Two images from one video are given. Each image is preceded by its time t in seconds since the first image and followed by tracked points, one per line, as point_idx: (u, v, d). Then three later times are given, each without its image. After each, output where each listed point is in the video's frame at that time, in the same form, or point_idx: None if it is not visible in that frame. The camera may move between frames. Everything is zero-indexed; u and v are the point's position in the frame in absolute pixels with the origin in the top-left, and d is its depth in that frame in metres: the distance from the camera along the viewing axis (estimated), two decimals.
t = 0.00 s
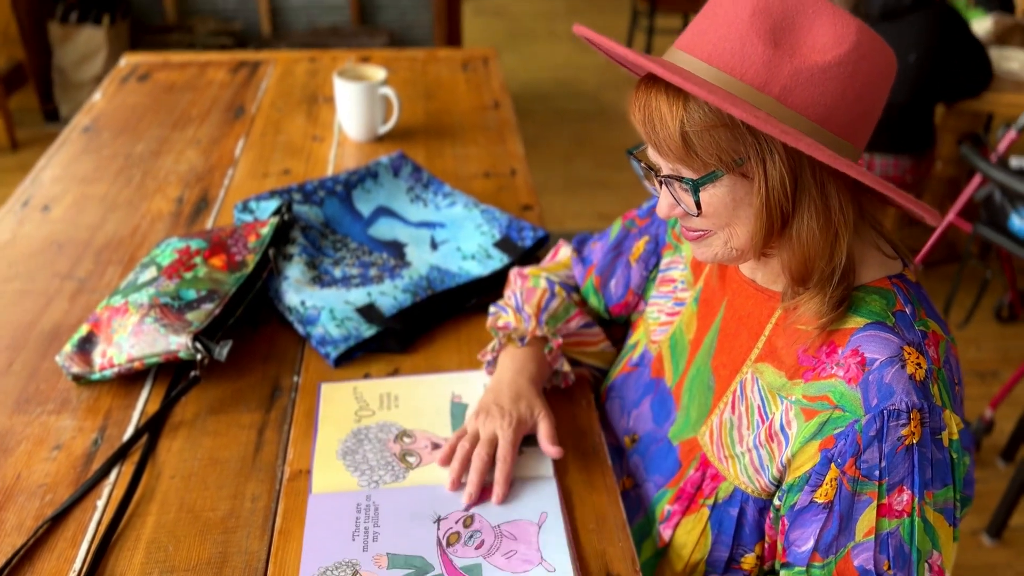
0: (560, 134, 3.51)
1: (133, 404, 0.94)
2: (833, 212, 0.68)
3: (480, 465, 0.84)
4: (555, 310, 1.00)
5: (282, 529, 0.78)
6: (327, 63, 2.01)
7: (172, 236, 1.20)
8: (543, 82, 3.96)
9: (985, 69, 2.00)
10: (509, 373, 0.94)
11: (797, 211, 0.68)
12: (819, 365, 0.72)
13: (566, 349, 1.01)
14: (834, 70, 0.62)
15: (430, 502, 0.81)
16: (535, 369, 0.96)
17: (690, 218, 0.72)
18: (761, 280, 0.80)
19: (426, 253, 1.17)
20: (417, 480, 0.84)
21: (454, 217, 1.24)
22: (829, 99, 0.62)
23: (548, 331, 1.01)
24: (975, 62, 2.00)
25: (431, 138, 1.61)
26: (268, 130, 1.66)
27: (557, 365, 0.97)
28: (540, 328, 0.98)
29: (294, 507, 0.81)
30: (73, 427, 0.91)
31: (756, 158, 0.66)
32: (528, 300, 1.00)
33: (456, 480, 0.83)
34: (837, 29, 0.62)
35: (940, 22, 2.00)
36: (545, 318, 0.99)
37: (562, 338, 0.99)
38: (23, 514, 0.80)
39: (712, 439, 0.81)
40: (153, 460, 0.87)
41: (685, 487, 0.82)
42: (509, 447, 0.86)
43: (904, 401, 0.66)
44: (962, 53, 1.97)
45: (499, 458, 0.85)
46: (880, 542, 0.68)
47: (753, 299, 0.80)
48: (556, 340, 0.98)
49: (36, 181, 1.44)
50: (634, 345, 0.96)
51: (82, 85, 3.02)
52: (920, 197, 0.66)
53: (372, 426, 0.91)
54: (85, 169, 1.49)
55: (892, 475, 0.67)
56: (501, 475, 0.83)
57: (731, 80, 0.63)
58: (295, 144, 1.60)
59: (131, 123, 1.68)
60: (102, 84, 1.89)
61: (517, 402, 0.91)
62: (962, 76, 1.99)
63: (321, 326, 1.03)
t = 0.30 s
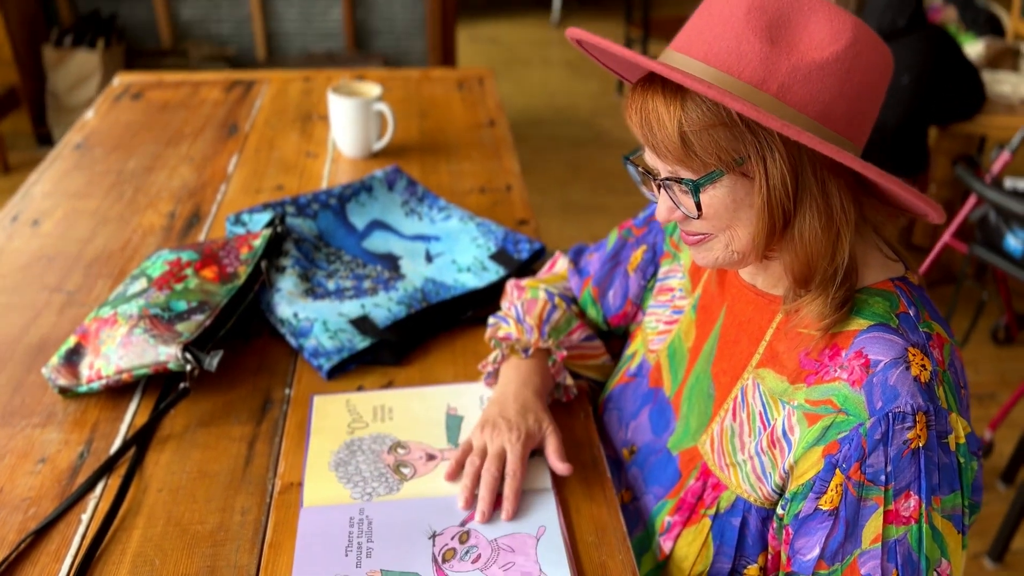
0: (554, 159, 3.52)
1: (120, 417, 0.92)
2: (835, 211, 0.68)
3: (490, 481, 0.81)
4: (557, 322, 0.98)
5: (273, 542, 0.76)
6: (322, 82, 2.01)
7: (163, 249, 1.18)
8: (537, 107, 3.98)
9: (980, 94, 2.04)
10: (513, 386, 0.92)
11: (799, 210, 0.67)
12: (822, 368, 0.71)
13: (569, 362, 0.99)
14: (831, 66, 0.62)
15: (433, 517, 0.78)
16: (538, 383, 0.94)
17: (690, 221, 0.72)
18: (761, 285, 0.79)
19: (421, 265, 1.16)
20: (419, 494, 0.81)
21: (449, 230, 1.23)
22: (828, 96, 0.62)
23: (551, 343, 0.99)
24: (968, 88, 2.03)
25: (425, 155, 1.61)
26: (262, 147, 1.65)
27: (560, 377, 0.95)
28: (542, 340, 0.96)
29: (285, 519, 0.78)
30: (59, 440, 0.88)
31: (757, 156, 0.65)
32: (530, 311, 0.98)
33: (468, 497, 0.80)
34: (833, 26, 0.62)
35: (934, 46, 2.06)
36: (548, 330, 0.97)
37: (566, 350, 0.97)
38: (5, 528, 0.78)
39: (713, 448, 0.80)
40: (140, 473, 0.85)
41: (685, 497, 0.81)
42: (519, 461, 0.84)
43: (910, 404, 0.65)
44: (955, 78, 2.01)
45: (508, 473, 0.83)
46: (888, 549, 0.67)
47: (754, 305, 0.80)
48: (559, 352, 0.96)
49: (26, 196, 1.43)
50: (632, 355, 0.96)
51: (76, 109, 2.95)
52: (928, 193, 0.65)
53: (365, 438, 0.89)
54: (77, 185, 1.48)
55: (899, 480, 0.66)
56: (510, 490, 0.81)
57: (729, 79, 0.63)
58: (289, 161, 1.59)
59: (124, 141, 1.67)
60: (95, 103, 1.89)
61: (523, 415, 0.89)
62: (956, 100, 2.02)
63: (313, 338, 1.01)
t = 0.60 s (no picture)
0: (549, 187, 3.53)
1: (108, 429, 0.90)
2: (839, 210, 0.67)
3: (487, 492, 0.79)
4: (554, 333, 0.97)
5: (263, 555, 0.74)
6: (318, 104, 2.02)
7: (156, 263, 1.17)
8: (532, 137, 4.01)
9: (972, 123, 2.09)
10: (512, 398, 0.91)
11: (803, 211, 0.67)
12: (826, 372, 0.70)
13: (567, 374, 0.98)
14: (832, 64, 0.62)
15: (427, 529, 0.76)
16: (536, 394, 0.93)
17: (692, 225, 0.71)
18: (764, 289, 0.79)
19: (417, 279, 1.15)
20: (413, 506, 0.79)
21: (445, 245, 1.22)
22: (830, 94, 0.62)
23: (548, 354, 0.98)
24: (960, 117, 2.06)
25: (421, 173, 1.61)
26: (257, 166, 1.65)
27: (558, 389, 0.94)
28: (541, 350, 0.95)
29: (277, 532, 0.76)
30: (45, 453, 0.86)
31: (759, 156, 0.65)
32: (527, 322, 0.97)
33: (464, 509, 0.78)
34: (831, 24, 0.62)
35: (927, 74, 2.07)
36: (545, 340, 0.96)
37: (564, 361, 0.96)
38: None
39: (715, 456, 0.79)
40: (127, 485, 0.83)
41: (687, 507, 0.79)
42: (516, 472, 0.82)
43: (917, 406, 0.64)
44: (947, 106, 2.04)
45: (505, 484, 0.81)
46: (896, 557, 0.66)
47: (756, 310, 0.79)
48: (557, 363, 0.95)
49: (17, 213, 1.42)
50: (631, 366, 0.94)
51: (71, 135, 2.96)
52: (931, 187, 0.65)
53: (358, 450, 0.87)
54: (69, 202, 1.47)
55: (907, 485, 0.65)
56: (507, 501, 0.79)
57: (730, 79, 0.63)
58: (284, 179, 1.59)
59: (118, 160, 1.67)
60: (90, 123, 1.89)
61: (521, 425, 0.88)
62: (947, 129, 2.07)
63: (307, 351, 1.00)
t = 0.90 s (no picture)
0: (546, 216, 3.55)
1: (103, 444, 0.89)
2: (837, 217, 0.69)
3: (485, 504, 0.79)
4: (553, 347, 0.97)
5: (258, 567, 0.73)
6: (316, 129, 2.04)
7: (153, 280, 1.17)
8: (530, 167, 4.04)
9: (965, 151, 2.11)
10: (513, 412, 0.90)
11: (801, 217, 0.68)
12: (827, 380, 0.70)
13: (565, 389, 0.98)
14: (827, 71, 0.63)
15: (424, 542, 0.75)
16: (534, 408, 0.92)
17: (691, 233, 0.71)
18: (762, 299, 0.79)
19: (415, 296, 1.15)
20: (411, 519, 0.78)
21: (443, 263, 1.23)
22: (826, 100, 0.64)
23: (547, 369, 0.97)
24: (955, 144, 2.07)
25: (419, 195, 1.61)
26: (255, 188, 1.66)
27: (557, 403, 0.94)
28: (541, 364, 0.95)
29: (272, 545, 0.75)
30: (38, 467, 0.86)
31: (758, 162, 0.66)
32: (525, 337, 0.97)
33: (462, 522, 0.77)
34: (826, 32, 0.64)
35: (921, 102, 2.10)
36: (544, 354, 0.96)
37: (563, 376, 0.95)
38: None
39: (715, 467, 0.78)
40: (121, 498, 0.82)
41: (687, 518, 0.79)
42: (514, 485, 0.81)
43: (919, 412, 0.64)
44: (943, 134, 2.05)
45: (504, 496, 0.80)
46: (900, 566, 0.65)
47: (754, 319, 0.79)
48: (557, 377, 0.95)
49: (15, 233, 1.42)
50: (630, 380, 0.94)
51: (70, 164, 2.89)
52: (926, 190, 0.67)
53: (355, 464, 0.86)
54: (67, 223, 1.47)
55: (909, 493, 0.64)
56: (504, 513, 0.78)
57: (728, 85, 0.64)
58: (282, 201, 1.59)
59: (117, 182, 1.67)
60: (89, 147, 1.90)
61: (520, 438, 0.87)
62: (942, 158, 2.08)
63: (304, 367, 0.99)
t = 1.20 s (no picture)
0: (545, 244, 3.55)
1: (100, 457, 0.88)
2: (838, 222, 0.69)
3: (486, 515, 0.78)
4: (554, 360, 0.97)
5: None
6: (317, 153, 2.05)
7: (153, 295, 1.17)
8: (529, 196, 4.06)
9: (965, 174, 2.12)
10: (515, 425, 0.90)
11: (802, 222, 0.69)
12: (831, 387, 0.70)
13: (566, 403, 0.98)
14: (826, 76, 0.64)
15: (424, 552, 0.75)
16: (535, 420, 0.92)
17: (692, 240, 0.72)
18: (765, 308, 0.79)
19: (415, 312, 1.15)
20: (412, 530, 0.77)
21: (443, 280, 1.23)
22: (825, 104, 0.65)
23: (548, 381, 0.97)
24: (954, 170, 2.09)
25: (419, 216, 1.62)
26: (256, 209, 1.66)
27: (558, 416, 0.93)
28: (542, 377, 0.95)
29: (270, 557, 0.74)
30: (34, 479, 0.85)
31: (758, 167, 0.66)
32: (526, 350, 0.97)
33: (463, 532, 0.77)
34: (825, 39, 0.65)
35: (919, 131, 2.11)
36: (545, 367, 0.96)
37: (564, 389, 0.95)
38: None
39: (718, 477, 0.78)
40: (117, 510, 0.81)
41: (691, 529, 0.78)
42: (516, 496, 0.81)
43: (923, 417, 0.63)
44: (939, 159, 2.08)
45: (505, 507, 0.79)
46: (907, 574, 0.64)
47: (756, 329, 0.79)
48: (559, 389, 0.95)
49: (14, 253, 1.42)
50: (631, 393, 0.94)
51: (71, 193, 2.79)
52: (928, 194, 0.67)
53: (354, 476, 0.85)
54: (68, 243, 1.47)
55: (915, 499, 0.63)
56: (506, 524, 0.77)
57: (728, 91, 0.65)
58: (283, 222, 1.60)
59: (117, 204, 1.68)
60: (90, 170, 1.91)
61: (521, 449, 0.87)
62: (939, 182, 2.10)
63: (303, 381, 0.98)
